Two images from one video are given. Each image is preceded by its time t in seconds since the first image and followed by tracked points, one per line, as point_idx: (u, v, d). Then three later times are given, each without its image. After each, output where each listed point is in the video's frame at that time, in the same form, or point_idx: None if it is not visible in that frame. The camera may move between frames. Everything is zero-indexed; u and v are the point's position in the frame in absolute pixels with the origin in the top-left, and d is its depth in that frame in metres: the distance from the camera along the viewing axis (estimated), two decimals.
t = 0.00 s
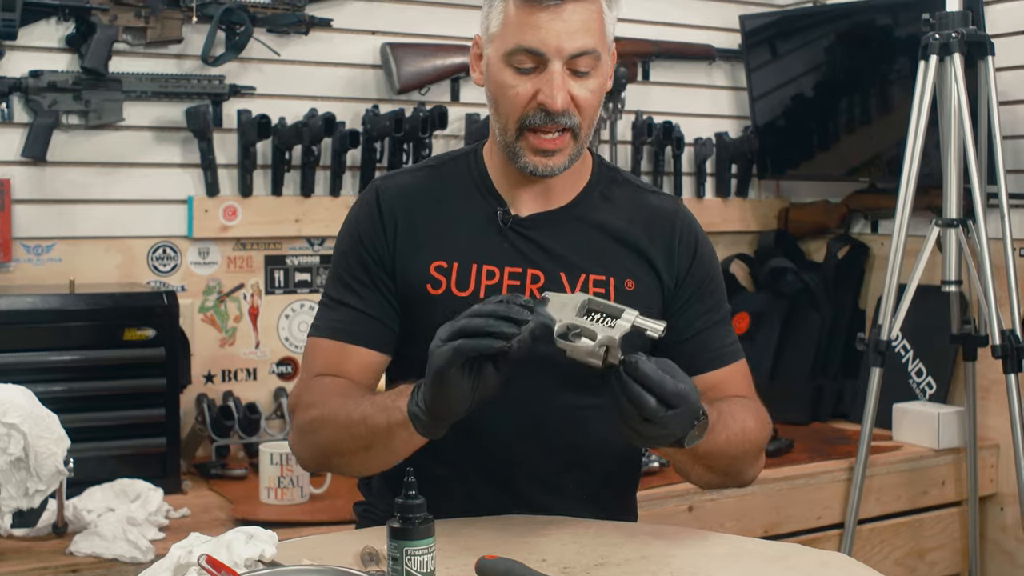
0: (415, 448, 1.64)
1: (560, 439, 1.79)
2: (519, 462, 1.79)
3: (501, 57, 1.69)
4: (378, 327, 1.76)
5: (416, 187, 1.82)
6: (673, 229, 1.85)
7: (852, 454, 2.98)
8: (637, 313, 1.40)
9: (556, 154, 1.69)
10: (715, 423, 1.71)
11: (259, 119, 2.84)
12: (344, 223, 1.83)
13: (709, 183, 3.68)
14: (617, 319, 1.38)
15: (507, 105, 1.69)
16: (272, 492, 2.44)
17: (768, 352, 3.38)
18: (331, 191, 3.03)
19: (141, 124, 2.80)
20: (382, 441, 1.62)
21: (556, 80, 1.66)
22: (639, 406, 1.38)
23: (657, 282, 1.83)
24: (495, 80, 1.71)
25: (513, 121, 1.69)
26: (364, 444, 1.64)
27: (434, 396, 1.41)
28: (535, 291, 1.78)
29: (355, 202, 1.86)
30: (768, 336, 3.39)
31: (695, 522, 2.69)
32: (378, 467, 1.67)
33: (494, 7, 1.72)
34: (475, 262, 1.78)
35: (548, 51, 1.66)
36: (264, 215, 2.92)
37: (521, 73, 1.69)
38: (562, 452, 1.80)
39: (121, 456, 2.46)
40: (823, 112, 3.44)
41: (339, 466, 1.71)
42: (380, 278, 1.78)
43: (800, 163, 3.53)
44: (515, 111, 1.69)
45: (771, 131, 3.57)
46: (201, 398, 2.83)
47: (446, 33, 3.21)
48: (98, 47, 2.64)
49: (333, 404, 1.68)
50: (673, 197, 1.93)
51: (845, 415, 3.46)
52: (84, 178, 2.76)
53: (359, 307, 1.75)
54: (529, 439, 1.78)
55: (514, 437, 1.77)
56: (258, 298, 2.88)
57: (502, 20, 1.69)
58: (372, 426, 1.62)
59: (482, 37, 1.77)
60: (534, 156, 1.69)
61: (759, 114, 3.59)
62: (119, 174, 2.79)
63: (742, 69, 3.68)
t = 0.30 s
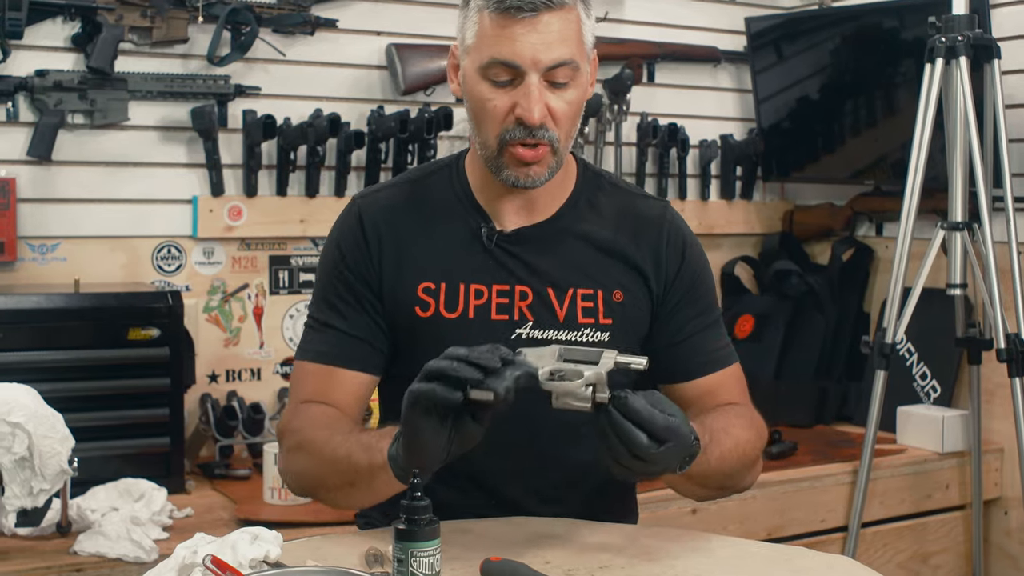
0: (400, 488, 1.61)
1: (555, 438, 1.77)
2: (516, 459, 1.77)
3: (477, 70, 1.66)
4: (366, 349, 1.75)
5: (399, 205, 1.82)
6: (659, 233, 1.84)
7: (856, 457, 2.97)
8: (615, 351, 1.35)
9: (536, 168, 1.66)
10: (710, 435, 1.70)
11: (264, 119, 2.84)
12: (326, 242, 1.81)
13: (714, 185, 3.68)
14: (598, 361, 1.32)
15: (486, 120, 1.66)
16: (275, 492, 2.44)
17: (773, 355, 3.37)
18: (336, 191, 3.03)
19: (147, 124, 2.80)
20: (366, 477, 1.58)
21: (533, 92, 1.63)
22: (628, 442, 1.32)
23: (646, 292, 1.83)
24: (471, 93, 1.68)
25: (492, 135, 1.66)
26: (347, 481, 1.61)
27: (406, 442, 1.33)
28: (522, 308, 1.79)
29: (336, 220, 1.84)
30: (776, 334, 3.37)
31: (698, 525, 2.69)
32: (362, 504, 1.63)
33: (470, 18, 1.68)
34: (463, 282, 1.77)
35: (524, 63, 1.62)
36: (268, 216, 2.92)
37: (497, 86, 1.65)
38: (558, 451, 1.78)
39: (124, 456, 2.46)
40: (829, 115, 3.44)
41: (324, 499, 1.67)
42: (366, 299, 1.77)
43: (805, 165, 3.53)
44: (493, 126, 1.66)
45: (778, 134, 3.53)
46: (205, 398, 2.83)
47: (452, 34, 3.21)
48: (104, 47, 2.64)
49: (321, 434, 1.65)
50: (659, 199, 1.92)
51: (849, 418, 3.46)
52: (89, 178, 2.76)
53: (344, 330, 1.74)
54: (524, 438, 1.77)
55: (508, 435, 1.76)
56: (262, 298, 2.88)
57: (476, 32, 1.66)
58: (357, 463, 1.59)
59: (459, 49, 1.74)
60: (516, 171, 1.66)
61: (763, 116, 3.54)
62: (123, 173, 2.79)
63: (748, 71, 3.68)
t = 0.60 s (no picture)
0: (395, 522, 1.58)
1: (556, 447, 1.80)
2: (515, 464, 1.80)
3: (457, 79, 1.67)
4: (362, 369, 1.75)
5: (391, 225, 1.83)
6: (653, 247, 1.84)
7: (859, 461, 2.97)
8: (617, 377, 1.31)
9: (520, 177, 1.67)
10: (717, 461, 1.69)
11: (269, 121, 2.84)
12: (317, 263, 1.82)
13: (718, 189, 3.67)
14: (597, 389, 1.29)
15: (469, 131, 1.67)
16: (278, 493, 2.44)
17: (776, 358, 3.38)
18: (340, 193, 3.03)
19: (152, 124, 2.81)
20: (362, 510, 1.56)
21: (513, 99, 1.63)
22: (634, 472, 1.32)
23: (640, 306, 1.83)
24: (453, 104, 1.68)
25: (476, 145, 1.67)
26: (342, 510, 1.58)
27: (396, 464, 1.33)
28: (515, 328, 1.79)
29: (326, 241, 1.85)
30: (780, 336, 3.38)
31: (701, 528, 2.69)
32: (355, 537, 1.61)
33: (448, 29, 1.69)
34: (456, 303, 1.78)
35: (503, 69, 1.63)
36: (272, 217, 2.92)
37: (477, 94, 1.66)
38: (558, 457, 1.80)
39: (128, 456, 2.46)
40: (833, 119, 3.44)
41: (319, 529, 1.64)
42: (360, 320, 1.78)
43: (810, 169, 3.52)
44: (476, 136, 1.67)
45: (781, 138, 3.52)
46: (209, 399, 2.83)
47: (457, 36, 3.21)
48: (110, 47, 2.65)
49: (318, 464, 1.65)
50: (654, 207, 1.91)
51: (852, 422, 3.44)
52: (94, 178, 2.77)
53: (339, 351, 1.74)
54: (524, 447, 1.79)
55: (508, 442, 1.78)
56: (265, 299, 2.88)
57: (455, 41, 1.67)
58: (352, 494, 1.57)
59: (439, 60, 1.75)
60: (501, 181, 1.67)
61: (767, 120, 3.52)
62: (128, 174, 2.80)
63: (752, 75, 3.68)
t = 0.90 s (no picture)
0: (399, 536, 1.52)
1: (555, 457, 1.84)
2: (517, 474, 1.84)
3: (475, 89, 1.65)
4: (365, 376, 1.75)
5: (398, 230, 1.83)
6: (662, 262, 1.83)
7: (860, 461, 2.97)
8: (616, 400, 1.32)
9: (532, 192, 1.65)
10: (724, 494, 1.65)
11: (271, 119, 2.85)
12: (322, 265, 1.82)
13: (719, 188, 3.68)
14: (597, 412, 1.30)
15: (484, 141, 1.66)
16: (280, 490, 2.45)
17: (777, 358, 3.38)
18: (342, 192, 3.04)
19: (154, 123, 2.81)
20: (364, 522, 1.51)
21: (532, 113, 1.62)
22: (629, 494, 1.33)
23: (647, 320, 1.83)
24: (469, 113, 1.67)
25: (489, 156, 1.66)
26: (345, 522, 1.53)
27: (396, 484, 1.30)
28: (520, 340, 1.79)
29: (331, 242, 1.85)
30: (780, 337, 3.38)
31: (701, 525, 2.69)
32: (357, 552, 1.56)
33: (469, 36, 1.68)
34: (462, 313, 1.78)
35: (523, 82, 1.61)
36: (274, 216, 2.93)
37: (495, 105, 1.64)
38: (558, 465, 1.85)
39: (130, 454, 2.46)
40: (834, 119, 3.45)
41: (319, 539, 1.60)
42: (366, 326, 1.78)
43: (811, 170, 3.53)
44: (491, 147, 1.65)
45: (782, 137, 3.55)
46: (210, 397, 2.84)
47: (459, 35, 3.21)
48: (113, 46, 2.65)
49: (321, 472, 1.64)
50: (666, 219, 1.90)
51: (852, 422, 3.45)
52: (97, 177, 2.77)
53: (344, 358, 1.75)
54: (526, 453, 1.83)
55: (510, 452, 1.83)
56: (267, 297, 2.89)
57: (475, 49, 1.66)
58: (355, 507, 1.52)
59: (458, 66, 1.74)
60: (512, 193, 1.66)
61: (769, 121, 3.55)
62: (131, 172, 2.80)
63: (754, 75, 3.68)
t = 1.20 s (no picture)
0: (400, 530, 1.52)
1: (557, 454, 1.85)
2: (519, 471, 1.84)
3: (499, 103, 1.64)
4: (371, 377, 1.76)
5: (406, 230, 1.84)
6: (669, 265, 1.84)
7: (855, 456, 2.99)
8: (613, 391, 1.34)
9: (550, 209, 1.66)
10: (724, 481, 1.68)
11: (270, 116, 2.86)
12: (329, 264, 1.83)
13: (716, 186, 3.69)
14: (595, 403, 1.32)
15: (504, 156, 1.65)
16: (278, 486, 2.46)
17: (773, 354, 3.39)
18: (339, 188, 3.05)
19: (153, 119, 2.82)
20: (366, 516, 1.51)
21: (555, 134, 1.60)
22: (636, 484, 1.35)
23: (654, 324, 1.83)
24: (491, 126, 1.66)
25: (508, 171, 1.66)
26: (347, 517, 1.53)
27: (398, 477, 1.31)
28: (527, 344, 1.80)
29: (339, 241, 1.86)
30: (777, 333, 3.38)
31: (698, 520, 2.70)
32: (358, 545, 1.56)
33: (495, 47, 1.66)
34: (469, 316, 1.79)
35: (548, 103, 1.60)
36: (273, 212, 2.94)
37: (518, 122, 1.63)
38: (559, 462, 1.86)
39: (129, 449, 2.47)
40: (830, 117, 3.46)
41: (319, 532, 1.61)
42: (374, 328, 1.78)
43: (807, 167, 3.54)
44: (511, 163, 1.65)
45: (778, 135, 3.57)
46: (209, 393, 2.85)
47: (456, 32, 3.22)
48: (112, 42, 2.66)
49: (322, 467, 1.65)
50: (673, 220, 1.91)
51: (848, 418, 3.46)
52: (95, 173, 2.78)
53: (351, 359, 1.76)
54: (526, 449, 1.84)
55: (512, 449, 1.83)
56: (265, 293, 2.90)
57: (500, 63, 1.64)
58: (355, 502, 1.53)
59: (481, 73, 1.72)
60: (530, 210, 1.67)
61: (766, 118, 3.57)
62: (130, 169, 2.81)
63: (750, 73, 3.70)
